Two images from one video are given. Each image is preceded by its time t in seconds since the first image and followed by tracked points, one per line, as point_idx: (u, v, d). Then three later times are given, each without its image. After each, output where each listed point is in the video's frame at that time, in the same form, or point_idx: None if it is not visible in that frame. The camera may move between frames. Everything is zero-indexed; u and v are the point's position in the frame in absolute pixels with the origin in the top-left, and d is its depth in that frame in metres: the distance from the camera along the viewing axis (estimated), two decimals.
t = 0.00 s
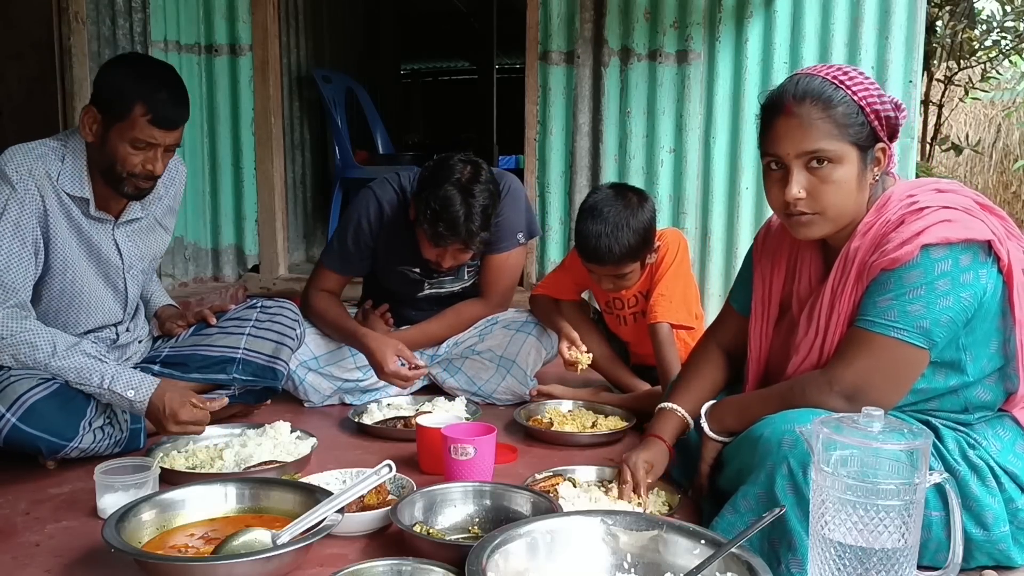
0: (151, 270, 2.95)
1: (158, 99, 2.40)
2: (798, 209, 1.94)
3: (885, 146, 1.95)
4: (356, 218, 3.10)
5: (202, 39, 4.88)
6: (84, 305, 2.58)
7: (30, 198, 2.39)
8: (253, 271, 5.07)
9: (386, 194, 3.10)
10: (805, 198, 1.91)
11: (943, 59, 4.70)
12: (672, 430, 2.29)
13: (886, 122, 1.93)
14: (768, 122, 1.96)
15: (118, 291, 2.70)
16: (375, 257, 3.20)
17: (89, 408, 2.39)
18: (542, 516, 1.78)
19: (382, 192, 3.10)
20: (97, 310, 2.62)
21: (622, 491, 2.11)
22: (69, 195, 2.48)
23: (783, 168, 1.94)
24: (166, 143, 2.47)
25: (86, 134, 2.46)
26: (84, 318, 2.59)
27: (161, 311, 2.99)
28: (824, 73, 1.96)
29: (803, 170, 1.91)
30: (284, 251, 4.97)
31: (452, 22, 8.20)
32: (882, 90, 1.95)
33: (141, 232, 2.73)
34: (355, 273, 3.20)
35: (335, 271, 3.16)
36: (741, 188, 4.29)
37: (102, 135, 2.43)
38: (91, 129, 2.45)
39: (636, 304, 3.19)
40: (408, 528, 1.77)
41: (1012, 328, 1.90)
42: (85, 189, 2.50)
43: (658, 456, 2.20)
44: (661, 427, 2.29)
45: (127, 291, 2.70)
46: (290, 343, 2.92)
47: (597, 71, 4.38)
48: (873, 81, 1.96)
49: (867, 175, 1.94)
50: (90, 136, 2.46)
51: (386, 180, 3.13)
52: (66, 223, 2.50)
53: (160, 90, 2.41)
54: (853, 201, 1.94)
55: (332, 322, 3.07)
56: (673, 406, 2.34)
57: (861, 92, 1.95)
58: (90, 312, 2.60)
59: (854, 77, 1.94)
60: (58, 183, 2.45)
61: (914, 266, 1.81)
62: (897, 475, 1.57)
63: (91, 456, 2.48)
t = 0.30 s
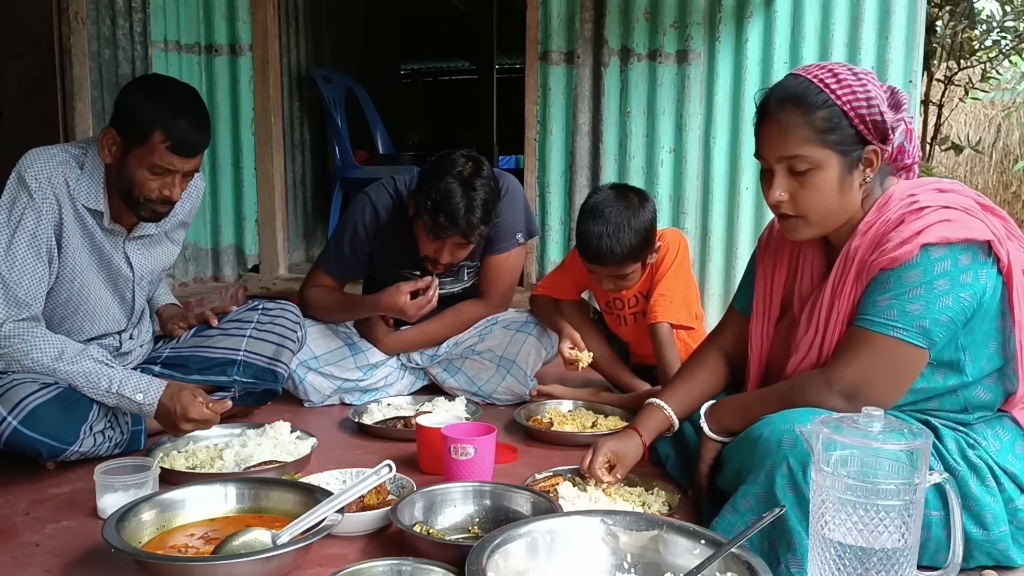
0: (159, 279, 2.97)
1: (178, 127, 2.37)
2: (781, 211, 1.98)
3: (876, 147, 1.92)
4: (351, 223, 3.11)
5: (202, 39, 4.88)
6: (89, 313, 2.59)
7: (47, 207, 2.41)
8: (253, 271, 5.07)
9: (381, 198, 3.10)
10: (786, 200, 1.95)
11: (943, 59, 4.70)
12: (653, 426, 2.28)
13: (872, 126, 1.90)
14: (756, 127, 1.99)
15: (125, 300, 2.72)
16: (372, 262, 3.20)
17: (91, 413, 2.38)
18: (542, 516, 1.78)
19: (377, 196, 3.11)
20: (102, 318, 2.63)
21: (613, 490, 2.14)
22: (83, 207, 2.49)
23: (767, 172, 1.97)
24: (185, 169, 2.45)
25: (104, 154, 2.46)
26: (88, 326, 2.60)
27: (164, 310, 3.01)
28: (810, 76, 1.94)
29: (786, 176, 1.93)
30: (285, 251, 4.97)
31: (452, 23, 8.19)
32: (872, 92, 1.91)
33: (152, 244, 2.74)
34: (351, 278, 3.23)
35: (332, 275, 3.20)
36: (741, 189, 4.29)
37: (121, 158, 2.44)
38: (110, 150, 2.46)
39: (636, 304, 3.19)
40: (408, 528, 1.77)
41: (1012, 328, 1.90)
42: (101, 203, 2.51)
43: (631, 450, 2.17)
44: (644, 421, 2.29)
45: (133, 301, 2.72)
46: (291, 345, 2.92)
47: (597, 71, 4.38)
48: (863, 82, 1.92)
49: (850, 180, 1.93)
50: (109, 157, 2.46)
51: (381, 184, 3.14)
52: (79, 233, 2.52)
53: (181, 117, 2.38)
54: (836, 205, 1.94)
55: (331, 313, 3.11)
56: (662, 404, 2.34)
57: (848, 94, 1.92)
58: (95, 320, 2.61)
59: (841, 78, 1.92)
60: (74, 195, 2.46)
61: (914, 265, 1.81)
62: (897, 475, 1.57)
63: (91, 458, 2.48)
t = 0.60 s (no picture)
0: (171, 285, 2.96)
1: (202, 155, 2.31)
2: (760, 221, 2.03)
3: (852, 163, 1.91)
4: (348, 224, 3.11)
5: (202, 39, 4.87)
6: (97, 323, 2.60)
7: (60, 220, 2.38)
8: (254, 271, 5.07)
9: (378, 199, 3.10)
10: (765, 212, 1.99)
11: (943, 59, 4.70)
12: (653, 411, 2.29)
13: (842, 142, 1.88)
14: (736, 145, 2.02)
15: (133, 310, 2.72)
16: (370, 262, 3.20)
17: (91, 414, 2.39)
18: (542, 516, 1.78)
19: (374, 198, 3.10)
20: (109, 328, 2.65)
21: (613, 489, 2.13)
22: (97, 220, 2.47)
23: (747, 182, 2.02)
24: (206, 196, 2.40)
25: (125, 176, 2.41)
26: (95, 335, 2.62)
27: (166, 309, 3.01)
28: (784, 91, 1.93)
29: (763, 189, 1.97)
30: (285, 251, 4.97)
31: (452, 23, 8.19)
32: (843, 107, 1.87)
33: (164, 256, 2.73)
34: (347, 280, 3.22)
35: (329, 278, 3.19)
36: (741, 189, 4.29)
37: (142, 181, 2.39)
38: (130, 172, 2.40)
39: (636, 304, 3.19)
40: (408, 528, 1.77)
41: (1010, 328, 1.90)
42: (115, 218, 2.49)
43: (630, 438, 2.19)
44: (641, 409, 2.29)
45: (142, 310, 2.72)
46: (292, 346, 2.92)
47: (597, 71, 4.37)
48: (836, 94, 1.88)
49: (825, 194, 1.94)
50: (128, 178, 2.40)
51: (377, 185, 3.13)
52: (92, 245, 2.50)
53: (205, 146, 2.31)
54: (812, 219, 1.97)
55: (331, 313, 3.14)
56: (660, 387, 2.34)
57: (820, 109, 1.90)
58: (102, 330, 2.62)
59: (813, 92, 1.89)
60: (88, 208, 2.44)
61: (912, 266, 1.81)
62: (897, 475, 1.57)
63: (91, 458, 2.48)
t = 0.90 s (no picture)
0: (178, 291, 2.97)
1: (219, 180, 2.30)
2: (757, 224, 2.03)
3: (848, 164, 1.91)
4: (349, 223, 3.11)
5: (202, 39, 4.87)
6: (100, 333, 2.61)
7: (67, 234, 2.37)
8: (254, 271, 5.07)
9: (378, 198, 3.10)
10: (761, 216, 2.00)
11: (943, 59, 4.70)
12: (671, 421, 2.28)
13: (838, 144, 1.88)
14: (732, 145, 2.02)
15: (138, 318, 2.73)
16: (371, 261, 3.20)
17: (91, 415, 2.40)
18: (542, 516, 1.78)
19: (375, 196, 3.11)
20: (112, 338, 2.65)
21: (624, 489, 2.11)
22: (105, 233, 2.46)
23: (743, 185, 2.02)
24: (219, 220, 2.40)
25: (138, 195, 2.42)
26: (100, 343, 2.63)
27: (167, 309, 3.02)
28: (778, 94, 1.94)
29: (759, 192, 1.97)
30: (285, 251, 4.97)
31: (452, 23, 8.19)
32: (838, 108, 1.87)
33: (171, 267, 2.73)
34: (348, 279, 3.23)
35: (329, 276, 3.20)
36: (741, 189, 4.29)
37: (155, 202, 2.39)
38: (142, 192, 2.41)
39: (636, 304, 3.19)
40: (408, 528, 1.77)
41: (1010, 326, 1.90)
42: (123, 232, 2.47)
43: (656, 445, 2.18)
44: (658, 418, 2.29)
45: (147, 319, 2.73)
46: (293, 347, 2.92)
47: (597, 71, 4.37)
48: (831, 96, 1.89)
49: (821, 195, 1.93)
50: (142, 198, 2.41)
51: (377, 184, 3.14)
52: (99, 257, 2.49)
53: (222, 170, 2.31)
54: (809, 221, 1.96)
55: (332, 313, 3.13)
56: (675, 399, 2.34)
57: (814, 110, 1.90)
58: (105, 339, 2.63)
59: (808, 94, 1.90)
60: (97, 222, 2.43)
61: (911, 265, 1.81)
62: (897, 475, 1.57)
63: (91, 459, 2.48)
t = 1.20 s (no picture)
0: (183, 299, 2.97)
1: (232, 198, 2.32)
2: (758, 213, 2.03)
3: (854, 155, 1.91)
4: (356, 214, 3.12)
5: (202, 39, 4.86)
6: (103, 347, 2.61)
7: (66, 255, 2.37)
8: (253, 271, 5.07)
9: (386, 190, 3.13)
10: (763, 204, 2.00)
11: (943, 59, 4.70)
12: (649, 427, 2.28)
13: (846, 133, 1.89)
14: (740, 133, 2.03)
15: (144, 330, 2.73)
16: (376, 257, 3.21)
17: (90, 414, 2.40)
18: (542, 516, 1.78)
19: (383, 188, 3.14)
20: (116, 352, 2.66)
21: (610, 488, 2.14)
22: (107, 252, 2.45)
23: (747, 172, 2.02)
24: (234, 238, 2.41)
25: (149, 218, 2.42)
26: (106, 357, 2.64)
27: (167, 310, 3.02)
28: (790, 82, 1.95)
29: (762, 178, 1.98)
30: (285, 251, 4.97)
31: (452, 23, 8.20)
32: (849, 99, 1.89)
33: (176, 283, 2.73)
34: (358, 273, 3.19)
35: (340, 271, 3.17)
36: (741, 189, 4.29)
37: (167, 224, 2.40)
38: (155, 215, 2.42)
39: (636, 305, 3.19)
40: (408, 528, 1.77)
41: (1009, 326, 1.90)
42: (128, 251, 2.48)
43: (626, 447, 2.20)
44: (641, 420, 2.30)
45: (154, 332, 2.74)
46: (293, 348, 2.92)
47: (597, 71, 4.37)
48: (842, 87, 1.91)
49: (825, 185, 1.93)
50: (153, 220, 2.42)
51: (386, 178, 3.17)
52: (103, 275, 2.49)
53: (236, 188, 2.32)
54: (811, 212, 1.96)
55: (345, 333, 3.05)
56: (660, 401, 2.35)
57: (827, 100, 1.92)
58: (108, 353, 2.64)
59: (819, 84, 1.91)
60: (99, 241, 2.43)
61: (910, 265, 1.81)
62: (897, 475, 1.57)
63: (91, 459, 2.48)
